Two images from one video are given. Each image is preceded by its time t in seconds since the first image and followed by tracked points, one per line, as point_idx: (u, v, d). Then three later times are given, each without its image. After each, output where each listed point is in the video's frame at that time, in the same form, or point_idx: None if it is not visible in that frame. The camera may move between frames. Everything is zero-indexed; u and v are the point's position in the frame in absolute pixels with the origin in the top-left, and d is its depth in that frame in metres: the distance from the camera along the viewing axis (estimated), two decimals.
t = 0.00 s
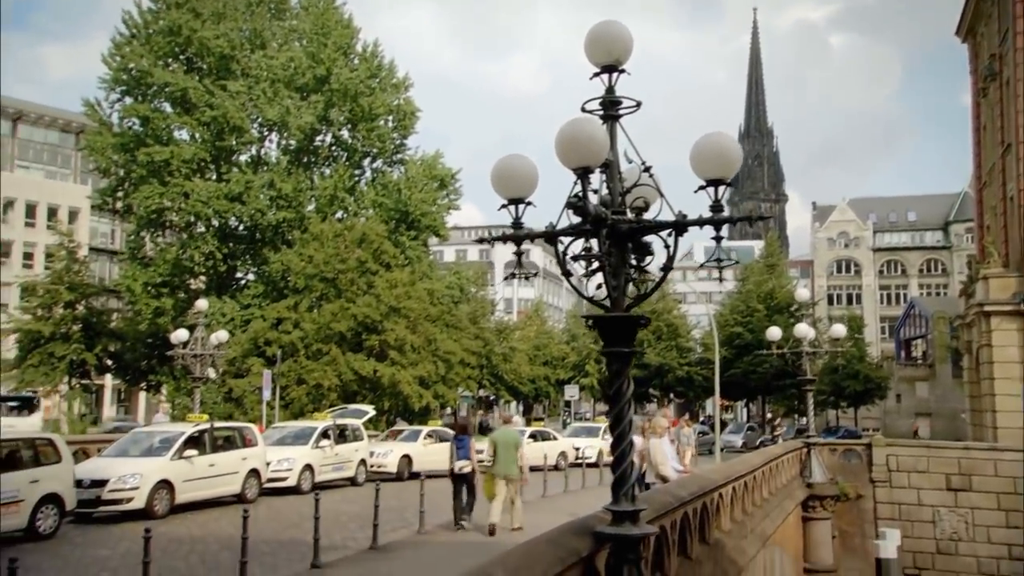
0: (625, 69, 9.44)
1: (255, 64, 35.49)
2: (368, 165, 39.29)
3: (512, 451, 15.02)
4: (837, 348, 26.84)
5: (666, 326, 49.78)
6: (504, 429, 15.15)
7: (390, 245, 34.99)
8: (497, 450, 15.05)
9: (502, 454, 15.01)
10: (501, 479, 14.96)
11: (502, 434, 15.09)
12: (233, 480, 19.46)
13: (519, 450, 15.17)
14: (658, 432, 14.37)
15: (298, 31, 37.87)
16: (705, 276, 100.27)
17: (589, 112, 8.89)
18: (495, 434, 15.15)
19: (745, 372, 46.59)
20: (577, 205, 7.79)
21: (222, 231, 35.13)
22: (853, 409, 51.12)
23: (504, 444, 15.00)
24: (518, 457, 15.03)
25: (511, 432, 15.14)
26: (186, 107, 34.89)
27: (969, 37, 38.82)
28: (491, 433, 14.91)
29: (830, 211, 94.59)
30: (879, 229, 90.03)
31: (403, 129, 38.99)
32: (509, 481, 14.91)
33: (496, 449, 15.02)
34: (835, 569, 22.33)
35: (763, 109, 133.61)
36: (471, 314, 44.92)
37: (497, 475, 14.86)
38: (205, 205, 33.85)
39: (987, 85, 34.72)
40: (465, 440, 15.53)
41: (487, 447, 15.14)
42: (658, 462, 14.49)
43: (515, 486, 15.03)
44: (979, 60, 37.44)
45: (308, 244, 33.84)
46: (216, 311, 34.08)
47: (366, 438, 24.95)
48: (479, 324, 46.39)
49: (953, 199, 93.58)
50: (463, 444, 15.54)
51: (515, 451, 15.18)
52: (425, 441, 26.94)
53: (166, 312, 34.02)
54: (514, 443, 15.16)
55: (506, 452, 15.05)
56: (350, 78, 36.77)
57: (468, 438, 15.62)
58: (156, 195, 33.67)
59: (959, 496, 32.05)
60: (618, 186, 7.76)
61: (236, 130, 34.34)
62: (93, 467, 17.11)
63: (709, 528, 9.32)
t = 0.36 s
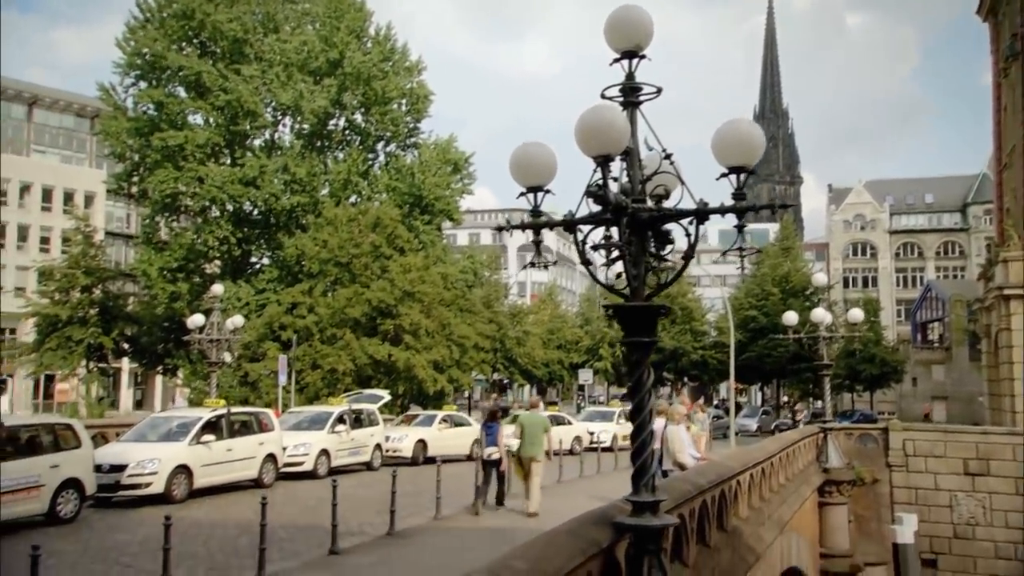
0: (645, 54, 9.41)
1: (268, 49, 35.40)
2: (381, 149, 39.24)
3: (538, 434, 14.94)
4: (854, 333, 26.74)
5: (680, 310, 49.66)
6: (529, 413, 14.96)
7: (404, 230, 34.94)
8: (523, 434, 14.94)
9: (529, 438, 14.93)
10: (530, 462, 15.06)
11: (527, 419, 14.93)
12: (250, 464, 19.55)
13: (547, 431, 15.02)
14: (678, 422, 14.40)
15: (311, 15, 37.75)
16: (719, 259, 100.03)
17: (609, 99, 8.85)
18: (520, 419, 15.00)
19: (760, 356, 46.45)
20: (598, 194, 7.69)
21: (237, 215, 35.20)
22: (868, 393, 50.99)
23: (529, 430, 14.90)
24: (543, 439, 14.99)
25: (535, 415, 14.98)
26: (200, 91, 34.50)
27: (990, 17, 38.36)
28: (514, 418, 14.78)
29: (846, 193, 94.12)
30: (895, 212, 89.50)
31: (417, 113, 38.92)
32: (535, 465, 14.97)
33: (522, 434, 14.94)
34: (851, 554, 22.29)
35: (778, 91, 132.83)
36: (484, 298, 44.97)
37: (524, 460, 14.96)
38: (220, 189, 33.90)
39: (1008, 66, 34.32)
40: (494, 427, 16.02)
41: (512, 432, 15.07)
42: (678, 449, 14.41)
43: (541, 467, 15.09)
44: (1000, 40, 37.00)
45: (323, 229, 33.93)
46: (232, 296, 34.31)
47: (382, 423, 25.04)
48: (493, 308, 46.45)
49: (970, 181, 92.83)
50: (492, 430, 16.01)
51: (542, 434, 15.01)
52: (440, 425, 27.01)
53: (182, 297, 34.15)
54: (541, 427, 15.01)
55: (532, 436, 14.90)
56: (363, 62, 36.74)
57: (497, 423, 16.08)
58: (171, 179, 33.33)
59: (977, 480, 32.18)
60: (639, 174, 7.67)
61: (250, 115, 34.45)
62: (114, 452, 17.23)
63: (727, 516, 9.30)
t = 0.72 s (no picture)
0: (669, 37, 9.32)
1: (283, 32, 35.33)
2: (397, 132, 39.13)
3: (563, 417, 15.44)
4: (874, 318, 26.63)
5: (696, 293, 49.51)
6: (555, 397, 15.43)
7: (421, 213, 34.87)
8: (549, 417, 15.45)
9: (555, 421, 15.45)
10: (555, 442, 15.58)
11: (552, 401, 15.43)
12: (269, 448, 19.63)
13: (572, 414, 15.51)
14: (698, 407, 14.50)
15: None
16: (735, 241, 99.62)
17: (632, 83, 8.78)
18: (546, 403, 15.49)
19: (777, 339, 46.27)
20: (621, 178, 7.57)
21: (253, 199, 35.21)
22: (885, 375, 50.76)
23: (555, 413, 15.41)
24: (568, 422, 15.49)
25: (561, 399, 15.46)
26: (216, 76, 34.79)
27: None
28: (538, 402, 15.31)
29: (864, 175, 93.45)
30: (914, 194, 88.78)
31: (432, 96, 38.76)
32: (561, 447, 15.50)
33: (547, 417, 15.47)
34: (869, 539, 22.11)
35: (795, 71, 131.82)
36: (500, 281, 44.94)
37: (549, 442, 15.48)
38: (237, 173, 33.99)
39: None
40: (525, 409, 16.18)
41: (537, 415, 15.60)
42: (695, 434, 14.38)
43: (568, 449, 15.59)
44: None
45: (339, 213, 33.97)
46: (249, 280, 34.50)
47: (399, 406, 25.09)
48: (508, 291, 46.51)
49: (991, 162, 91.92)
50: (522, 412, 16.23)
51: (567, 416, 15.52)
52: (457, 409, 27.05)
53: (199, 280, 34.70)
54: (566, 409, 15.49)
55: (557, 419, 15.41)
56: (378, 44, 36.60)
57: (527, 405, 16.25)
58: (189, 163, 33.86)
59: (998, 464, 32.23)
60: (663, 158, 7.57)
61: (266, 98, 34.34)
62: (135, 436, 17.35)
63: (747, 502, 9.28)
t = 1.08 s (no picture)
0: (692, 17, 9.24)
1: (299, 13, 35.21)
2: (413, 114, 39.05)
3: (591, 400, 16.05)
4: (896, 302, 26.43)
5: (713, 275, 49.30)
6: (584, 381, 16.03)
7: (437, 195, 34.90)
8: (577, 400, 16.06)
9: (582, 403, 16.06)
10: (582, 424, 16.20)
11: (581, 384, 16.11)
12: (288, 431, 19.71)
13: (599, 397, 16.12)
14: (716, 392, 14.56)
15: None
16: (752, 223, 99.08)
17: (657, 64, 8.72)
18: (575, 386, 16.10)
19: (794, 321, 46.04)
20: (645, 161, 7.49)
21: (270, 181, 35.03)
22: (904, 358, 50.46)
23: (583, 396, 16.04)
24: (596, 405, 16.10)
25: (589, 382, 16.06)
26: (231, 58, 34.58)
27: None
28: (567, 385, 15.90)
29: (883, 156, 92.65)
30: (934, 174, 87.96)
31: (448, 78, 38.73)
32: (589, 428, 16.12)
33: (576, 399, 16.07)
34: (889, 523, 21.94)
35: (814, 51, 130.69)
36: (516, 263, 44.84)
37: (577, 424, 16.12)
38: (253, 155, 33.83)
39: None
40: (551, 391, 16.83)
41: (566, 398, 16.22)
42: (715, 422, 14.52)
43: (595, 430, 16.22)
44: None
45: (356, 195, 33.97)
46: (266, 263, 34.58)
47: (416, 389, 25.10)
48: (523, 273, 46.49)
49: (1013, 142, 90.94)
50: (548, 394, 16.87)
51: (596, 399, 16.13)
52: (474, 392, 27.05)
53: (217, 263, 34.48)
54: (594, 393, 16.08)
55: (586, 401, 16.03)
56: (394, 25, 36.40)
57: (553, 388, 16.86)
58: (205, 145, 33.67)
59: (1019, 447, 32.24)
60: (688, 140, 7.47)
61: (281, 80, 34.18)
62: (155, 418, 17.46)
63: (769, 487, 9.22)
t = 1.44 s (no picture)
0: None
1: None
2: (429, 95, 39.40)
3: (621, 381, 16.67)
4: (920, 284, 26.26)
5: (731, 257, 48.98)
6: (615, 362, 16.64)
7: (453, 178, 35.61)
8: (608, 381, 16.67)
9: (613, 384, 16.66)
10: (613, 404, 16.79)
11: (611, 366, 16.74)
12: (307, 413, 19.78)
13: (629, 379, 16.73)
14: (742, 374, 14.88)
15: None
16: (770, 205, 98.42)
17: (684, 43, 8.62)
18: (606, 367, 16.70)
19: (814, 303, 45.69)
20: (673, 142, 7.40)
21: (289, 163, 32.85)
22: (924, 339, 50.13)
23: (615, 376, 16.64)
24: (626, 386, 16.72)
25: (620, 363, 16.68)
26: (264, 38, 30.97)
27: None
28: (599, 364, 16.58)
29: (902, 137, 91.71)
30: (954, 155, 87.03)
31: (464, 58, 39.06)
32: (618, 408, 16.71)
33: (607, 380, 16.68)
34: (910, 506, 21.98)
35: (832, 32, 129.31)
36: (532, 245, 44.67)
37: (608, 404, 16.73)
38: (272, 136, 28.58)
39: None
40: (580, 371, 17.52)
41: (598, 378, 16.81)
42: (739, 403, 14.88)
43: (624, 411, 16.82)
44: None
45: (373, 176, 34.49)
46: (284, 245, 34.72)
47: (435, 371, 25.15)
48: (541, 256, 46.48)
49: None
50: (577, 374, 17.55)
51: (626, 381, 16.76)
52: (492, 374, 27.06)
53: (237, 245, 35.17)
54: (624, 375, 16.67)
55: (616, 382, 16.65)
56: (410, 7, 36.02)
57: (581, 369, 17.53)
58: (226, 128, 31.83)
59: None
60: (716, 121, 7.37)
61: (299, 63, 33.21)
62: (176, 401, 17.55)
63: (792, 471, 9.19)
